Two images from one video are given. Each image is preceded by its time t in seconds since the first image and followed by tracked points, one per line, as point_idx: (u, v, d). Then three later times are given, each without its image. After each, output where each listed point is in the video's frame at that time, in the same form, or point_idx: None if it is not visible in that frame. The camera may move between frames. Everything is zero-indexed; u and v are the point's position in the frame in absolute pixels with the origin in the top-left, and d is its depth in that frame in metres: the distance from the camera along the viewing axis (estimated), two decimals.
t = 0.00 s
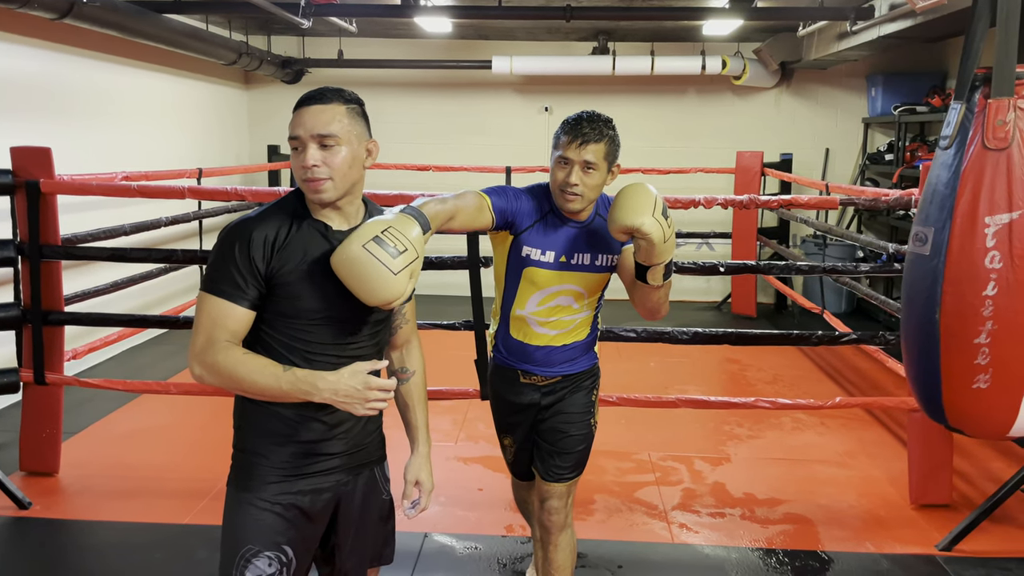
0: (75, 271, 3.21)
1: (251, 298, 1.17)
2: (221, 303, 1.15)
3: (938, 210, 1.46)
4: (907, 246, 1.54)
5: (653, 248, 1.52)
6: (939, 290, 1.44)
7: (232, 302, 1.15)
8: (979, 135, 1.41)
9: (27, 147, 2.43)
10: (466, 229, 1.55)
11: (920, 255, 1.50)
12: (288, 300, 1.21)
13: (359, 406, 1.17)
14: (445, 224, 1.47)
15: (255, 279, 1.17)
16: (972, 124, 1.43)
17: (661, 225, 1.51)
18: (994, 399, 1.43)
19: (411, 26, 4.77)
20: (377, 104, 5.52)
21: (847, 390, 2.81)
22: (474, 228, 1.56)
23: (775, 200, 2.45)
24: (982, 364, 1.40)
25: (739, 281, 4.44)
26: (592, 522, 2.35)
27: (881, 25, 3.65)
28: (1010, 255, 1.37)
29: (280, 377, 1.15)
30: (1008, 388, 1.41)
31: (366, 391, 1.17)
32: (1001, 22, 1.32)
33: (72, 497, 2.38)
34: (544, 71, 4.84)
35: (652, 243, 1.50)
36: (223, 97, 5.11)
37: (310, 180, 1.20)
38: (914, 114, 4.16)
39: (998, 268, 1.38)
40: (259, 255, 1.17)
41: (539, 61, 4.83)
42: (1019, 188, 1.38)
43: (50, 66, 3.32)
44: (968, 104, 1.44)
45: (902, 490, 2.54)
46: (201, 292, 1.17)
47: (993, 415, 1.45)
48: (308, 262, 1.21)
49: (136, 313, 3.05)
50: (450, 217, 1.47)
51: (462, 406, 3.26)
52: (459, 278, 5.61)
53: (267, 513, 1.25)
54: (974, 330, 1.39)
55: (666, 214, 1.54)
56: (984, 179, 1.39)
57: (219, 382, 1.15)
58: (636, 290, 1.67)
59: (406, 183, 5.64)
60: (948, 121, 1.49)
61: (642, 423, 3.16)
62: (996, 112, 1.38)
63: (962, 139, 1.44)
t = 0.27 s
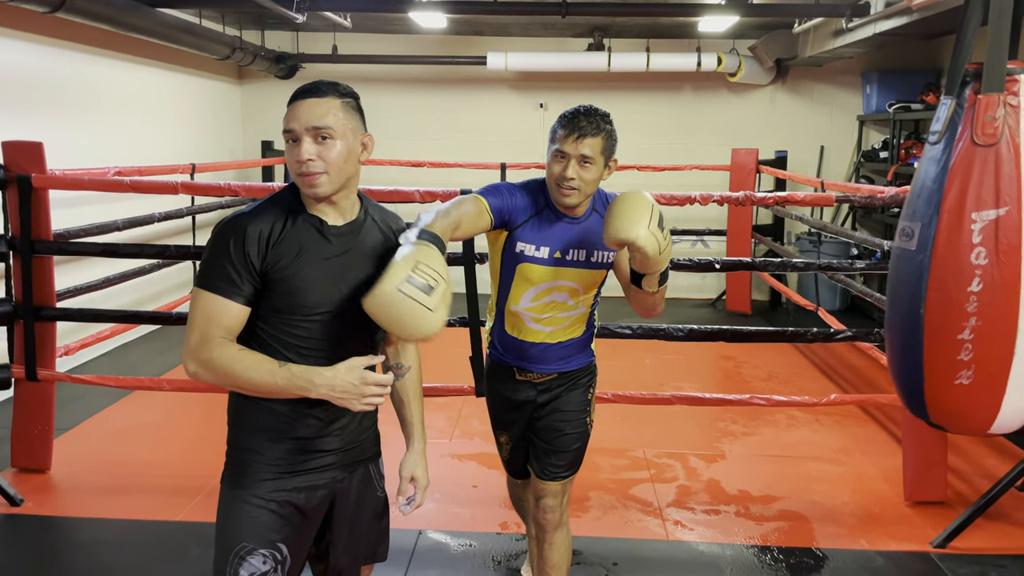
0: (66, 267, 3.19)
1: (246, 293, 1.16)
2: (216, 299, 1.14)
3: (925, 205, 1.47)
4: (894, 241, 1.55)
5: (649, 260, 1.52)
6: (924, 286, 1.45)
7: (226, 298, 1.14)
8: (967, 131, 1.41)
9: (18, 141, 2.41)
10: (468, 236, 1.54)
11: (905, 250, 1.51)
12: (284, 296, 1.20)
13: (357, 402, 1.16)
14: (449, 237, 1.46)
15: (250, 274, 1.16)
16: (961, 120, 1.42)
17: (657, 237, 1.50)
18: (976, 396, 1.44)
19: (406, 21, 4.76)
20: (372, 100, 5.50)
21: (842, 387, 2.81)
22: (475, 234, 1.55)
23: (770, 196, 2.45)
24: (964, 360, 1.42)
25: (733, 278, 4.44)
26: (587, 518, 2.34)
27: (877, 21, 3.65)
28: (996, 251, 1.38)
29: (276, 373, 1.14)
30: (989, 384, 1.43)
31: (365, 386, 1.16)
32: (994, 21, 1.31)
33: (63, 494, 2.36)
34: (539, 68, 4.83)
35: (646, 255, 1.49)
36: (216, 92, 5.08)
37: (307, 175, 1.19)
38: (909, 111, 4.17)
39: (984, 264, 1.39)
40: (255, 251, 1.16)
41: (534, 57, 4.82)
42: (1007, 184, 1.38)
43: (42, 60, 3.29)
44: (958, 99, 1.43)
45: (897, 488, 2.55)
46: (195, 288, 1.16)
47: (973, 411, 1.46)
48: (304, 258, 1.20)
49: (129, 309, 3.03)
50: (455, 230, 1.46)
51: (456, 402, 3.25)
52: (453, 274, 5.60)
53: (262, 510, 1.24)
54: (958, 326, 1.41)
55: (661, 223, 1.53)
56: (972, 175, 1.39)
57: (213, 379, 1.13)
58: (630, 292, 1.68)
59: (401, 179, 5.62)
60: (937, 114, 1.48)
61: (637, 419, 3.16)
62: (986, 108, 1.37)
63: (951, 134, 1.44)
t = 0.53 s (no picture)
0: (57, 262, 3.17)
1: (234, 290, 1.15)
2: (203, 296, 1.13)
3: (907, 201, 1.50)
4: (876, 236, 1.58)
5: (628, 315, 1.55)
6: (903, 282, 1.49)
7: (214, 294, 1.13)
8: (951, 127, 1.44)
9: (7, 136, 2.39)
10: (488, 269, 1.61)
11: (886, 245, 1.54)
12: (272, 292, 1.19)
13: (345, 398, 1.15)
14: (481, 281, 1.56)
15: (238, 271, 1.15)
16: (944, 116, 1.45)
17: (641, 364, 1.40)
18: (951, 392, 1.48)
19: (399, 17, 4.75)
20: (365, 96, 5.48)
21: (833, 384, 2.82)
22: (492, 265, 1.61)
23: (762, 194, 2.45)
24: (941, 357, 1.45)
25: (726, 275, 4.44)
26: (579, 515, 2.34)
27: (869, 19, 3.65)
28: (976, 248, 1.41)
29: (264, 369, 1.13)
30: (963, 381, 1.46)
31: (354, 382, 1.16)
32: (978, 21, 1.35)
33: (53, 491, 2.35)
34: (532, 64, 4.83)
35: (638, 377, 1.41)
36: (208, 87, 5.06)
37: (295, 170, 1.19)
38: (901, 109, 4.18)
39: (964, 261, 1.42)
40: (242, 247, 1.15)
41: (527, 53, 4.81)
42: (989, 182, 1.41)
43: (32, 54, 3.27)
44: (942, 96, 1.46)
45: (887, 484, 2.55)
46: (183, 284, 1.15)
47: (947, 408, 1.49)
48: (293, 254, 1.19)
49: (119, 305, 3.01)
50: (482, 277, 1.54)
51: (448, 399, 3.24)
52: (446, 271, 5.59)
53: (251, 508, 1.23)
54: (937, 321, 1.44)
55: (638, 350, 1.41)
56: (954, 170, 1.42)
57: (201, 375, 1.12)
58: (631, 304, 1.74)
59: (394, 176, 5.61)
60: (921, 112, 1.52)
61: (630, 416, 3.16)
62: (969, 104, 1.40)
63: (934, 130, 1.47)
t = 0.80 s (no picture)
0: (49, 259, 3.14)
1: (227, 287, 1.14)
2: (196, 294, 1.12)
3: (900, 198, 1.51)
4: (869, 233, 1.58)
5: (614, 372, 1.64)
6: (896, 279, 1.49)
7: (207, 292, 1.12)
8: (945, 124, 1.44)
9: None
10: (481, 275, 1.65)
11: (878, 242, 1.55)
12: (266, 289, 1.18)
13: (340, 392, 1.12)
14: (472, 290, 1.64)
15: (231, 268, 1.14)
16: (938, 113, 1.46)
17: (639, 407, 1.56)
18: (942, 391, 1.48)
19: (394, 13, 4.74)
20: (360, 92, 5.47)
21: (827, 382, 2.82)
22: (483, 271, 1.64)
23: (758, 191, 2.45)
24: (932, 355, 1.45)
25: (721, 273, 4.45)
26: (574, 512, 2.33)
27: (865, 17, 3.66)
28: (968, 246, 1.42)
29: (259, 366, 1.12)
30: (954, 380, 1.46)
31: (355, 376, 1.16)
32: (973, 18, 1.36)
33: (44, 488, 2.33)
34: (528, 60, 4.82)
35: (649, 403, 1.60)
36: (201, 83, 5.03)
37: (285, 166, 1.18)
38: (896, 108, 4.20)
39: (956, 258, 1.42)
40: (234, 245, 1.14)
41: (523, 50, 4.81)
42: (983, 179, 1.41)
43: (25, 48, 3.25)
44: (937, 93, 1.47)
45: (881, 482, 2.56)
46: (176, 282, 1.14)
47: (936, 409, 1.50)
48: (286, 250, 1.18)
49: (112, 301, 2.99)
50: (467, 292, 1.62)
51: (443, 396, 3.23)
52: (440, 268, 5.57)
53: (247, 505, 1.22)
54: (928, 320, 1.44)
55: (624, 401, 1.55)
56: (948, 168, 1.43)
57: (196, 373, 1.11)
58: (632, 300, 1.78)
59: (388, 172, 5.60)
60: (916, 109, 1.52)
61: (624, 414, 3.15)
62: (964, 101, 1.41)
63: (928, 127, 1.48)
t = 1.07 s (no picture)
0: (43, 256, 3.13)
1: (216, 287, 1.13)
2: (185, 294, 1.11)
3: (898, 198, 1.50)
4: (866, 233, 1.58)
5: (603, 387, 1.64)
6: (893, 278, 1.49)
7: (196, 291, 1.12)
8: (943, 123, 1.44)
9: None
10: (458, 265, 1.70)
11: (876, 242, 1.55)
12: (255, 287, 1.17)
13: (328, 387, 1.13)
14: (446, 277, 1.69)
15: (219, 268, 1.13)
16: (936, 112, 1.46)
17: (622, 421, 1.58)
18: (940, 392, 1.48)
19: (390, 10, 4.73)
20: (356, 90, 5.46)
21: (822, 381, 2.83)
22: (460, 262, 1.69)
23: (754, 190, 2.45)
24: (931, 355, 1.45)
25: (716, 272, 4.45)
26: (569, 511, 2.33)
27: (860, 16, 3.67)
28: (966, 245, 1.41)
29: (250, 363, 1.12)
30: (953, 380, 1.46)
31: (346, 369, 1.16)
32: (971, 17, 1.38)
33: (37, 486, 2.32)
34: (524, 59, 4.82)
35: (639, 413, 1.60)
36: (196, 80, 5.01)
37: (272, 162, 1.17)
38: (891, 107, 4.21)
39: (955, 258, 1.42)
40: (222, 243, 1.13)
41: (519, 48, 4.81)
42: (981, 178, 1.41)
43: (19, 44, 3.23)
44: (935, 92, 1.47)
45: (876, 481, 2.56)
46: (164, 282, 1.13)
47: (936, 408, 1.49)
48: (274, 247, 1.17)
49: (106, 299, 2.98)
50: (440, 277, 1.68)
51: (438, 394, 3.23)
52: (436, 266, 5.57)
53: (240, 503, 1.21)
54: (926, 319, 1.44)
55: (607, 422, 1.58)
56: (946, 167, 1.43)
57: (185, 373, 1.10)
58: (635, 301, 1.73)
59: (384, 170, 5.59)
60: (913, 109, 1.53)
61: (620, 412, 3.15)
62: (962, 99, 1.41)
63: (926, 126, 1.48)
